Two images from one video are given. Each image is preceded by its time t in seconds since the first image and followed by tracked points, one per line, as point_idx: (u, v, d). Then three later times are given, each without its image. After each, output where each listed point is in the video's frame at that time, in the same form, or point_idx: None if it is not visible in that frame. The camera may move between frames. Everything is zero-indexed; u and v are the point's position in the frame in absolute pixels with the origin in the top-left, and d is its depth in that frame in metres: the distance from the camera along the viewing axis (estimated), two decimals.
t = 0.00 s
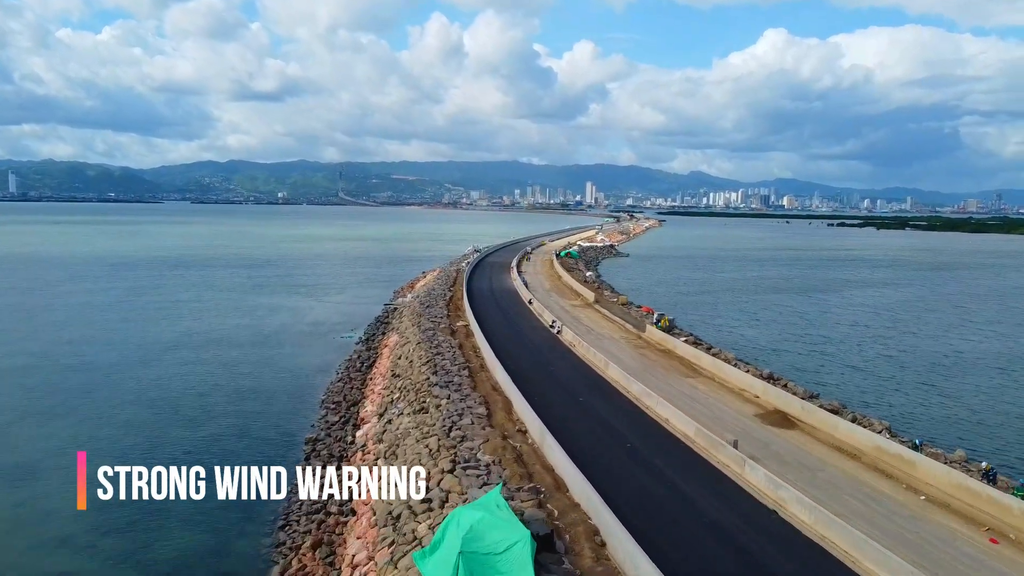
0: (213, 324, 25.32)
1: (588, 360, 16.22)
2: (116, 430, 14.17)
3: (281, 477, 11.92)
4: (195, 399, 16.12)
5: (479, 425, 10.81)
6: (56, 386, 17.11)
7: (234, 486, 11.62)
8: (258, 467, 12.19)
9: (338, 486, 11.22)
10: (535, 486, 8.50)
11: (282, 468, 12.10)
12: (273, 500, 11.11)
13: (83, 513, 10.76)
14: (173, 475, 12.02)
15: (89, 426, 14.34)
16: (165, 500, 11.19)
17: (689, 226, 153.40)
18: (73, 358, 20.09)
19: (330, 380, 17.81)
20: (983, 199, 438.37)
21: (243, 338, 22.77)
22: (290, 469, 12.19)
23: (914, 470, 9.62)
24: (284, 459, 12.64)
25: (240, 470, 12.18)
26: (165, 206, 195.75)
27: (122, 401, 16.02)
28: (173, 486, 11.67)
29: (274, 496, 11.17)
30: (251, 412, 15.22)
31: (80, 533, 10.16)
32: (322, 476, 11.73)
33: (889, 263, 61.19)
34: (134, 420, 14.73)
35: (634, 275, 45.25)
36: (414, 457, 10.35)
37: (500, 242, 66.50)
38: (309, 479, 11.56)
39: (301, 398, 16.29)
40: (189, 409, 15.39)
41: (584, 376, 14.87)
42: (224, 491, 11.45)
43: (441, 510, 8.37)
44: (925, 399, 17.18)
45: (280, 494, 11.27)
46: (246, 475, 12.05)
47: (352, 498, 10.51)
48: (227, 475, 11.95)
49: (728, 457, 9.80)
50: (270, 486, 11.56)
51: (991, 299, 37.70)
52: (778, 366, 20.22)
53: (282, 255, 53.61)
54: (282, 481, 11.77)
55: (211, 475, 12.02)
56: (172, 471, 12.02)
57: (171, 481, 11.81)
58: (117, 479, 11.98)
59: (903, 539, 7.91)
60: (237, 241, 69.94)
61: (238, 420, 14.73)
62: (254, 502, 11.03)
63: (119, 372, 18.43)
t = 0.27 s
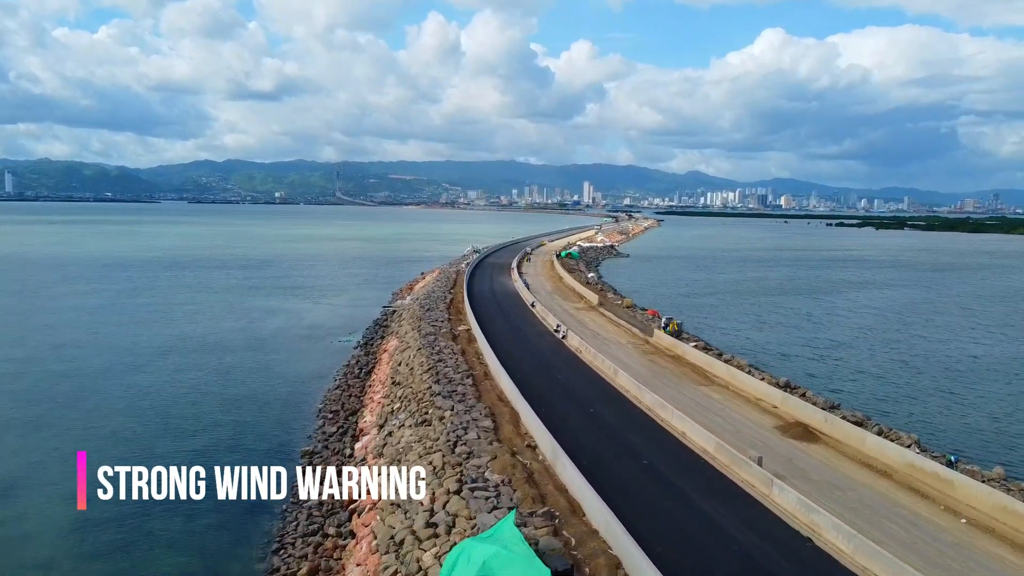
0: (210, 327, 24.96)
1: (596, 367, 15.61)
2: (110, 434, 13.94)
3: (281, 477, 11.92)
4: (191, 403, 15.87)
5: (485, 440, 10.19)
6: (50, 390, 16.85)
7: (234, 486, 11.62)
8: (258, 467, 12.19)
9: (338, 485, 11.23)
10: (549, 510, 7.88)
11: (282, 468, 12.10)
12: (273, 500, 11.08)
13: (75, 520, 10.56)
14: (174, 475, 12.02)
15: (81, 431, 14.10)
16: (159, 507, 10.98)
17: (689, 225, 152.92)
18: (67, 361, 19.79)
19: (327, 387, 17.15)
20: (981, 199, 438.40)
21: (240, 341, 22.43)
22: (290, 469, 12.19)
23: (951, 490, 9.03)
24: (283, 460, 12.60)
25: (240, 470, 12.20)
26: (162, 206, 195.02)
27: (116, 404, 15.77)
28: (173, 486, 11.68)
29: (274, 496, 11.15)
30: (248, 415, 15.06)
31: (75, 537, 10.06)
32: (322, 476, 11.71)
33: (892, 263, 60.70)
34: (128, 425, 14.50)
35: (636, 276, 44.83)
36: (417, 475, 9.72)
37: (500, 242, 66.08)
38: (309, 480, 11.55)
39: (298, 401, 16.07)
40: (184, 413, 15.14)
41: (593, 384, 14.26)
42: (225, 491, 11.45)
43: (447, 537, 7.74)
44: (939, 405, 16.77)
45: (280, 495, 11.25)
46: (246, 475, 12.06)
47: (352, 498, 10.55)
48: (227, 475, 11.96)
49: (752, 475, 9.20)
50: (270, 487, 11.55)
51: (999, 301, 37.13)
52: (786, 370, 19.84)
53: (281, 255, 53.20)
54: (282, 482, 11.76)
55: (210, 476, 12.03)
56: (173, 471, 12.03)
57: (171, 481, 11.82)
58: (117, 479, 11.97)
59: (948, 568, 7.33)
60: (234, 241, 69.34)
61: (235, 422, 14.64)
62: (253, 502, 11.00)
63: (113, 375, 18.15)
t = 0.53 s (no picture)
0: (206, 329, 24.59)
1: (605, 374, 14.97)
2: (104, 438, 13.72)
3: (282, 477, 11.88)
4: (187, 406, 15.62)
5: (493, 457, 9.57)
6: (42, 393, 16.57)
7: (234, 486, 11.60)
8: (258, 467, 12.17)
9: (338, 486, 11.28)
10: (567, 538, 7.27)
11: (282, 468, 12.06)
12: (273, 500, 11.05)
13: (67, 526, 10.35)
14: (174, 475, 12.01)
15: (74, 435, 13.88)
16: (155, 512, 10.78)
17: (688, 225, 152.36)
18: (59, 364, 19.47)
19: (324, 395, 16.50)
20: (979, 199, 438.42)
21: (236, 343, 22.08)
22: (290, 469, 12.16)
23: (994, 513, 8.46)
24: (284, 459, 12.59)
25: (240, 470, 12.18)
26: (158, 206, 194.14)
27: (110, 407, 15.52)
28: (173, 486, 11.67)
29: (274, 496, 11.11)
30: (246, 418, 14.89)
31: (71, 539, 9.96)
32: (322, 476, 11.72)
33: (895, 264, 60.16)
34: (123, 428, 14.26)
35: (638, 277, 44.36)
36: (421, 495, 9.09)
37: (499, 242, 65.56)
38: (309, 480, 11.54)
39: (296, 404, 15.84)
40: (179, 416, 14.91)
41: (603, 393, 13.64)
42: (225, 491, 11.42)
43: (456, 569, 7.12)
44: (951, 410, 16.35)
45: (280, 495, 11.21)
46: (247, 475, 12.04)
47: (352, 497, 10.60)
48: (227, 475, 11.94)
49: (781, 496, 8.60)
50: (271, 486, 11.51)
51: (1007, 303, 36.59)
52: (793, 374, 19.45)
53: (278, 255, 52.70)
54: (282, 481, 11.72)
55: (211, 476, 12.02)
56: (173, 470, 12.02)
57: (171, 481, 11.81)
58: (117, 479, 11.96)
59: None
60: (231, 241, 68.76)
61: (234, 424, 14.54)
62: (253, 502, 10.96)
63: (106, 378, 17.85)
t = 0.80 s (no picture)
0: (201, 330, 24.20)
1: (614, 382, 14.37)
2: (99, 443, 13.48)
3: (282, 477, 11.88)
4: (183, 410, 15.38)
5: (503, 476, 8.98)
6: (35, 397, 16.29)
7: (233, 486, 11.60)
8: (258, 467, 12.18)
9: (338, 486, 11.26)
10: (588, 569, 6.68)
11: (282, 468, 12.06)
12: (273, 500, 11.04)
13: (59, 534, 10.13)
14: (174, 474, 12.01)
15: (68, 439, 13.64)
16: (152, 515, 10.66)
17: (688, 225, 151.75)
18: (53, 367, 19.15)
19: (322, 403, 15.84)
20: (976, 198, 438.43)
21: (232, 346, 21.73)
22: (290, 469, 12.17)
23: None
24: (283, 459, 12.59)
25: (240, 470, 12.20)
26: (155, 205, 193.11)
27: (104, 411, 15.26)
28: (173, 486, 11.67)
29: (273, 496, 11.10)
30: (244, 421, 14.74)
31: (68, 542, 9.87)
32: (322, 476, 11.72)
33: (899, 264, 59.58)
34: (117, 432, 14.03)
35: (639, 278, 43.85)
36: (426, 518, 8.48)
37: (499, 242, 64.99)
38: (309, 480, 11.54)
39: (294, 407, 15.59)
40: (175, 420, 14.66)
41: (614, 402, 13.04)
42: (224, 491, 11.42)
43: None
44: (965, 416, 15.96)
45: (280, 495, 11.20)
46: (246, 476, 12.06)
47: (352, 497, 10.63)
48: (226, 475, 11.94)
49: (814, 519, 8.02)
50: (270, 487, 11.50)
51: (1015, 305, 36.04)
52: (800, 378, 19.08)
53: (275, 255, 52.15)
54: (282, 482, 11.73)
55: (210, 476, 12.04)
56: (172, 471, 12.02)
57: (171, 481, 11.82)
58: (117, 479, 11.94)
59: None
60: (227, 241, 68.09)
61: (233, 426, 14.43)
62: (253, 502, 10.95)
63: (99, 381, 17.55)
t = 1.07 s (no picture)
0: (198, 332, 23.77)
1: (626, 391, 13.73)
2: (93, 447, 13.18)
3: (282, 476, 11.86)
4: (179, 414, 15.06)
5: (515, 497, 8.39)
6: (27, 400, 15.95)
7: (233, 486, 11.55)
8: (258, 467, 12.16)
9: (338, 485, 11.23)
10: None
11: (282, 468, 12.05)
12: (273, 499, 11.02)
13: (51, 544, 9.83)
14: (173, 475, 11.93)
15: (61, 444, 13.32)
16: (149, 519, 10.52)
17: (687, 224, 151.11)
18: (46, 370, 18.77)
19: (320, 411, 15.22)
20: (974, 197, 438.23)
21: (229, 348, 21.33)
22: (290, 468, 12.15)
23: None
24: (284, 459, 12.60)
25: (240, 470, 12.20)
26: (151, 204, 192.05)
27: (99, 414, 14.95)
28: (172, 487, 11.58)
29: (273, 496, 11.08)
30: (243, 424, 14.53)
31: (60, 553, 9.57)
32: (322, 476, 11.67)
33: (903, 264, 58.94)
34: (112, 436, 13.72)
35: (641, 278, 43.29)
36: (434, 544, 7.90)
37: (498, 242, 64.35)
38: (309, 479, 11.51)
39: (293, 411, 15.30)
40: (171, 424, 14.37)
41: (628, 411, 12.43)
42: (225, 491, 11.39)
43: None
44: (981, 422, 15.53)
45: (280, 495, 11.19)
46: (247, 475, 12.06)
47: (353, 498, 10.64)
48: (225, 476, 11.91)
49: (855, 546, 7.44)
50: (270, 487, 11.47)
51: None
52: (810, 382, 18.66)
53: (272, 255, 51.53)
54: (282, 481, 11.72)
55: (210, 476, 11.99)
56: (172, 471, 11.95)
57: (170, 482, 11.72)
58: (113, 483, 11.69)
59: None
60: (223, 240, 67.30)
61: (231, 428, 14.27)
62: (253, 502, 10.91)
63: (93, 385, 17.18)
